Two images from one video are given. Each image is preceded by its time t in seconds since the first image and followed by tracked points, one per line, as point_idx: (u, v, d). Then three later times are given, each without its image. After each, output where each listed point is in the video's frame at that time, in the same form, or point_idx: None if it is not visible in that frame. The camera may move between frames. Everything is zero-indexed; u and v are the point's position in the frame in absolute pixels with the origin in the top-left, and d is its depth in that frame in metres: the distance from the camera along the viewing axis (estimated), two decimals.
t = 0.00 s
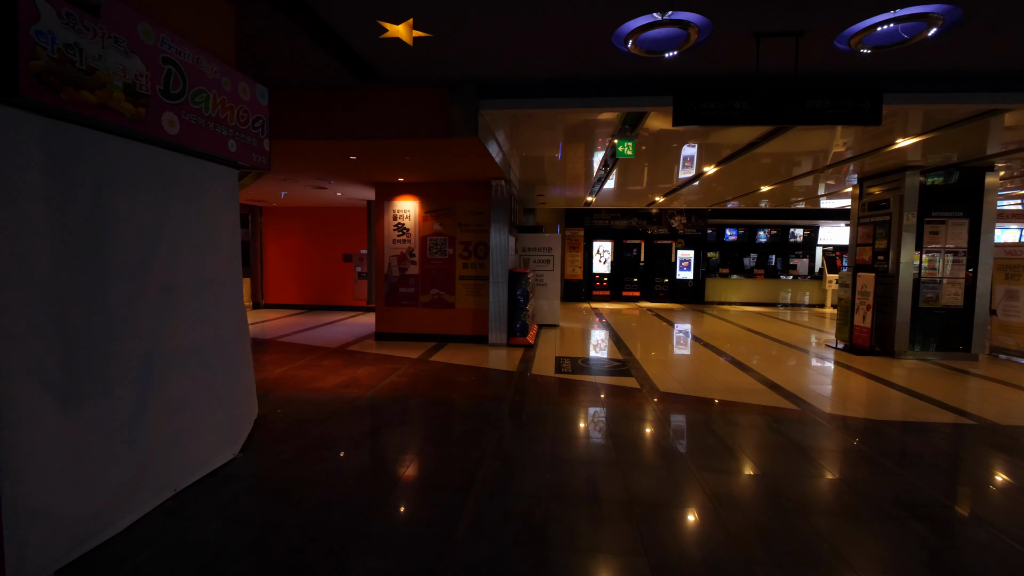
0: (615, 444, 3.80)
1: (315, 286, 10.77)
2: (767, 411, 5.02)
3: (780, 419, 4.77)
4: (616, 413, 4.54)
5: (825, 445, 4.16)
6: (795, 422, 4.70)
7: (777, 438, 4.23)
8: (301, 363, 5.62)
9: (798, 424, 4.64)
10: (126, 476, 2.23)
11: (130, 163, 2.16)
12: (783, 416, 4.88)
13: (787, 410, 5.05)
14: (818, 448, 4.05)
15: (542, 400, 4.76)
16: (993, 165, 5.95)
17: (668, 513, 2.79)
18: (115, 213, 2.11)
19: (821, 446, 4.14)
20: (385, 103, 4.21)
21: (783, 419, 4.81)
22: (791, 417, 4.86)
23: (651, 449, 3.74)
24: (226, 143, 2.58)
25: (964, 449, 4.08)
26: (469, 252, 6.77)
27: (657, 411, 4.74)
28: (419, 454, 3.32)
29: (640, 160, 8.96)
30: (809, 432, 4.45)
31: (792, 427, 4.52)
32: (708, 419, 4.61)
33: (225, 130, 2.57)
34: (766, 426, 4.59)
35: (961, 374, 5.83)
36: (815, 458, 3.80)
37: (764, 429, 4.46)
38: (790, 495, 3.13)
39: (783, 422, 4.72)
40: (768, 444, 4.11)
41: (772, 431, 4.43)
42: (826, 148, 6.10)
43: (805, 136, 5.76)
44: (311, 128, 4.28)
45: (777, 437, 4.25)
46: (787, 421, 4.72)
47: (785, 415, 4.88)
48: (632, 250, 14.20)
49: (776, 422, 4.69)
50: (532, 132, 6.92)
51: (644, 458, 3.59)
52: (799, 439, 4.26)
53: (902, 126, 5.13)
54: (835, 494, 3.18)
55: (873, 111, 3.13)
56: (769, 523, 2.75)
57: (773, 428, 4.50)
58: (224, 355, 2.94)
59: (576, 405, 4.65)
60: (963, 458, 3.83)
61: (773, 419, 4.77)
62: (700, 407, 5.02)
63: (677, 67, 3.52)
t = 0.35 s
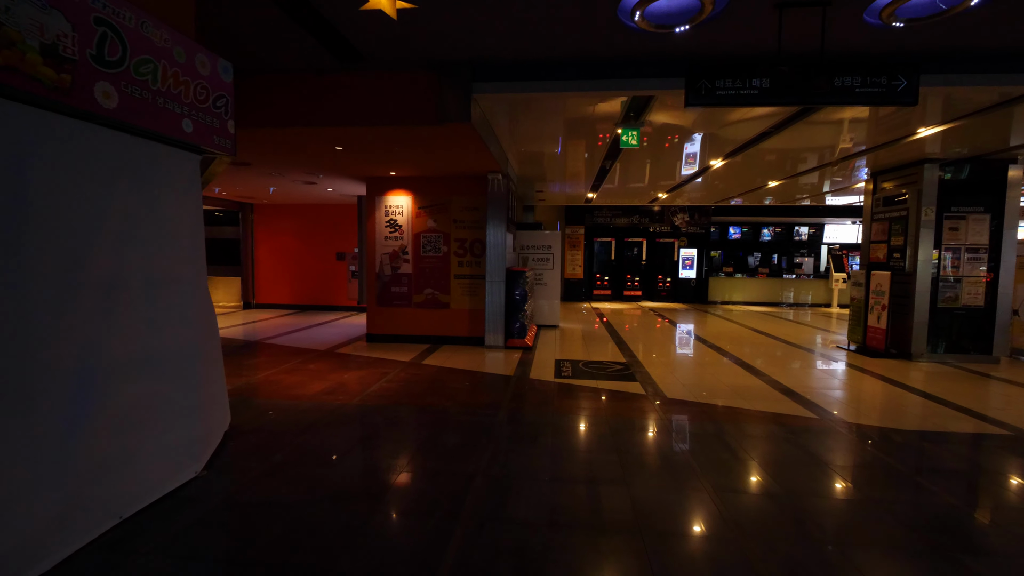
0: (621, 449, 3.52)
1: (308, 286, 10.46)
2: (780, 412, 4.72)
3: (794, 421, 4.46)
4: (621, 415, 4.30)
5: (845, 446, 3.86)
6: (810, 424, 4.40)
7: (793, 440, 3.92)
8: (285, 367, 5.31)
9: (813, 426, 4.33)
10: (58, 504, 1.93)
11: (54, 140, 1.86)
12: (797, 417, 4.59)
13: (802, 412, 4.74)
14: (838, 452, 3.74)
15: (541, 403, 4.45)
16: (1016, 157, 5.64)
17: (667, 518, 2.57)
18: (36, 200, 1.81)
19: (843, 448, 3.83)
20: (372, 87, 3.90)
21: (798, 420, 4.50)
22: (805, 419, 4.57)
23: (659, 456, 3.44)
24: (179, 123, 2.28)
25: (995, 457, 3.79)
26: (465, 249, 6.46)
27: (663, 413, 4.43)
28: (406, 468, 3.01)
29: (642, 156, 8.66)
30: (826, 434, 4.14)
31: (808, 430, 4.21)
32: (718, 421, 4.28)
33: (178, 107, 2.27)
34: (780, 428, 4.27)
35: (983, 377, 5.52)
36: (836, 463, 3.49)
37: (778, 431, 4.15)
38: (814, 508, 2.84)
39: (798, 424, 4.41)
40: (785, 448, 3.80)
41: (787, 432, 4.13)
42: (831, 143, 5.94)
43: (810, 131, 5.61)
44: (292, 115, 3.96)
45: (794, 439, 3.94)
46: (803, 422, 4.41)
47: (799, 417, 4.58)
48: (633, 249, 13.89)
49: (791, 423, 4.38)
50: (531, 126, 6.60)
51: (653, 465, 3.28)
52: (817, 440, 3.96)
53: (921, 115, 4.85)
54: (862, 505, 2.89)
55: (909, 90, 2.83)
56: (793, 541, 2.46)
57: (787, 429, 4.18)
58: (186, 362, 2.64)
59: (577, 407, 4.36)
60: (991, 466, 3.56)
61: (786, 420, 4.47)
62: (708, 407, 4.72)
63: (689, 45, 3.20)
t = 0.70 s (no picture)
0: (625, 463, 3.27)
1: (298, 289, 10.18)
2: (790, 421, 4.43)
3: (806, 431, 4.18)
4: (622, 425, 4.03)
5: (864, 460, 3.58)
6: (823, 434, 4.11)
7: (807, 453, 3.65)
8: (267, 375, 5.02)
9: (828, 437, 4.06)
10: None
11: None
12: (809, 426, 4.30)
13: (814, 421, 4.46)
14: (856, 466, 3.46)
15: (537, 411, 4.17)
16: None
17: (679, 523, 2.56)
18: None
19: (861, 462, 3.56)
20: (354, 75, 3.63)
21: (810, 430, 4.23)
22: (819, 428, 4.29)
23: (664, 472, 3.16)
24: (119, 107, 2.01)
25: None
26: (458, 250, 6.16)
27: (667, 423, 4.15)
28: (387, 492, 2.72)
29: (642, 154, 8.38)
30: (841, 446, 3.87)
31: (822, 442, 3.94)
32: (725, 432, 4.01)
33: (118, 88, 2.01)
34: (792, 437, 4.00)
35: (1001, 384, 5.25)
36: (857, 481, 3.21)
37: (791, 442, 3.87)
38: (836, 532, 2.56)
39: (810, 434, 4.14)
40: (800, 460, 3.52)
41: (800, 443, 3.84)
42: (835, 142, 5.85)
43: (813, 130, 5.60)
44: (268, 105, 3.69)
45: (808, 452, 3.67)
46: (816, 433, 4.12)
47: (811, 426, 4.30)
48: (633, 250, 13.61)
49: (803, 434, 4.09)
50: (527, 124, 6.30)
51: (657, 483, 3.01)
52: (833, 453, 3.68)
53: (940, 106, 4.59)
54: (889, 530, 2.62)
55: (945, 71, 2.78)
56: (817, 574, 2.19)
57: (800, 440, 3.91)
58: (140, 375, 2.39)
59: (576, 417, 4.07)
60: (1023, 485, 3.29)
61: (797, 430, 4.19)
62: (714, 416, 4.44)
63: (699, 28, 2.92)
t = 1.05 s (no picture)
0: (627, 475, 2.99)
1: (291, 289, 9.89)
2: (804, 429, 4.14)
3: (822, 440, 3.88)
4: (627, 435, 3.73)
5: (889, 474, 3.28)
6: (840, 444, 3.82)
7: (825, 466, 3.35)
8: (248, 381, 4.73)
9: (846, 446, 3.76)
10: None
11: None
12: (825, 435, 4.00)
13: (829, 429, 4.17)
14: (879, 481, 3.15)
15: (535, 418, 3.88)
16: None
17: (679, 539, 2.35)
18: None
19: (888, 475, 3.24)
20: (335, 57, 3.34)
21: (826, 438, 3.93)
22: (836, 437, 3.99)
23: (670, 487, 2.87)
24: (43, 78, 1.89)
25: None
26: (453, 248, 5.87)
27: (674, 432, 3.85)
28: (366, 518, 2.43)
29: (645, 151, 8.10)
30: (860, 456, 3.57)
31: (840, 452, 3.63)
32: (736, 442, 3.71)
33: (43, 59, 1.89)
34: (807, 447, 3.70)
35: None
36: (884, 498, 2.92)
37: (807, 452, 3.57)
38: (864, 559, 2.29)
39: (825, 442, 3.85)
40: (819, 474, 3.23)
41: (817, 455, 3.55)
42: (842, 139, 5.66)
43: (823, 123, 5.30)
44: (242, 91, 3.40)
45: (827, 465, 3.37)
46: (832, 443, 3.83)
47: (828, 435, 4.01)
48: (635, 249, 13.32)
49: (819, 443, 3.80)
50: (526, 119, 6.01)
51: (664, 501, 2.70)
52: (853, 466, 3.38)
53: (962, 95, 4.31)
54: (926, 560, 2.33)
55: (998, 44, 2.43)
56: None
57: (816, 451, 3.62)
58: (78, 389, 2.17)
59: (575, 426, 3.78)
60: None
61: (812, 439, 3.90)
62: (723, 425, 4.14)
63: None
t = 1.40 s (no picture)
0: (631, 495, 2.71)
1: (282, 291, 9.60)
2: (815, 437, 3.88)
3: (835, 450, 3.63)
4: (631, 448, 3.44)
5: (908, 487, 3.04)
6: (853, 454, 3.57)
7: (837, 478, 3.12)
8: (227, 391, 4.44)
9: (862, 458, 3.51)
10: None
11: None
12: (838, 444, 3.75)
13: (842, 438, 3.92)
14: (899, 496, 2.91)
15: (532, 430, 3.59)
16: None
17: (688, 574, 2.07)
18: None
19: (909, 490, 2.99)
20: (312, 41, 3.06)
21: (840, 448, 3.67)
22: (849, 446, 3.74)
23: (679, 510, 2.58)
24: None
25: None
26: (446, 249, 5.57)
27: (680, 443, 3.59)
28: (337, 556, 2.14)
29: (647, 149, 7.83)
30: (874, 467, 3.34)
31: (855, 463, 3.39)
32: (745, 453, 3.46)
33: None
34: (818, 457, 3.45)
35: None
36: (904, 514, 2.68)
37: (819, 464, 3.33)
38: None
39: (838, 452, 3.60)
40: (832, 487, 2.99)
41: (830, 466, 3.30)
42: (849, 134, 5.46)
43: (826, 121, 5.29)
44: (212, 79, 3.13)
45: (841, 478, 3.12)
46: (845, 453, 3.58)
47: (841, 444, 3.75)
48: (637, 249, 13.02)
49: (833, 454, 3.55)
50: (524, 114, 5.72)
51: (673, 527, 2.42)
52: (869, 478, 3.14)
53: (985, 86, 4.05)
54: None
55: None
56: None
57: (829, 462, 3.37)
58: None
59: (575, 439, 3.49)
60: None
61: (824, 448, 3.64)
62: (731, 434, 3.87)
63: None
